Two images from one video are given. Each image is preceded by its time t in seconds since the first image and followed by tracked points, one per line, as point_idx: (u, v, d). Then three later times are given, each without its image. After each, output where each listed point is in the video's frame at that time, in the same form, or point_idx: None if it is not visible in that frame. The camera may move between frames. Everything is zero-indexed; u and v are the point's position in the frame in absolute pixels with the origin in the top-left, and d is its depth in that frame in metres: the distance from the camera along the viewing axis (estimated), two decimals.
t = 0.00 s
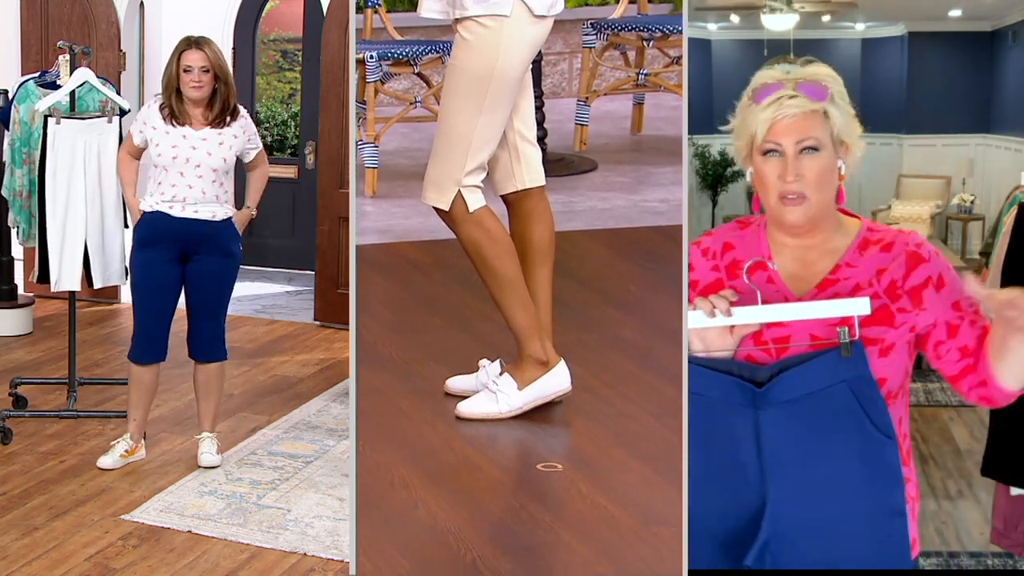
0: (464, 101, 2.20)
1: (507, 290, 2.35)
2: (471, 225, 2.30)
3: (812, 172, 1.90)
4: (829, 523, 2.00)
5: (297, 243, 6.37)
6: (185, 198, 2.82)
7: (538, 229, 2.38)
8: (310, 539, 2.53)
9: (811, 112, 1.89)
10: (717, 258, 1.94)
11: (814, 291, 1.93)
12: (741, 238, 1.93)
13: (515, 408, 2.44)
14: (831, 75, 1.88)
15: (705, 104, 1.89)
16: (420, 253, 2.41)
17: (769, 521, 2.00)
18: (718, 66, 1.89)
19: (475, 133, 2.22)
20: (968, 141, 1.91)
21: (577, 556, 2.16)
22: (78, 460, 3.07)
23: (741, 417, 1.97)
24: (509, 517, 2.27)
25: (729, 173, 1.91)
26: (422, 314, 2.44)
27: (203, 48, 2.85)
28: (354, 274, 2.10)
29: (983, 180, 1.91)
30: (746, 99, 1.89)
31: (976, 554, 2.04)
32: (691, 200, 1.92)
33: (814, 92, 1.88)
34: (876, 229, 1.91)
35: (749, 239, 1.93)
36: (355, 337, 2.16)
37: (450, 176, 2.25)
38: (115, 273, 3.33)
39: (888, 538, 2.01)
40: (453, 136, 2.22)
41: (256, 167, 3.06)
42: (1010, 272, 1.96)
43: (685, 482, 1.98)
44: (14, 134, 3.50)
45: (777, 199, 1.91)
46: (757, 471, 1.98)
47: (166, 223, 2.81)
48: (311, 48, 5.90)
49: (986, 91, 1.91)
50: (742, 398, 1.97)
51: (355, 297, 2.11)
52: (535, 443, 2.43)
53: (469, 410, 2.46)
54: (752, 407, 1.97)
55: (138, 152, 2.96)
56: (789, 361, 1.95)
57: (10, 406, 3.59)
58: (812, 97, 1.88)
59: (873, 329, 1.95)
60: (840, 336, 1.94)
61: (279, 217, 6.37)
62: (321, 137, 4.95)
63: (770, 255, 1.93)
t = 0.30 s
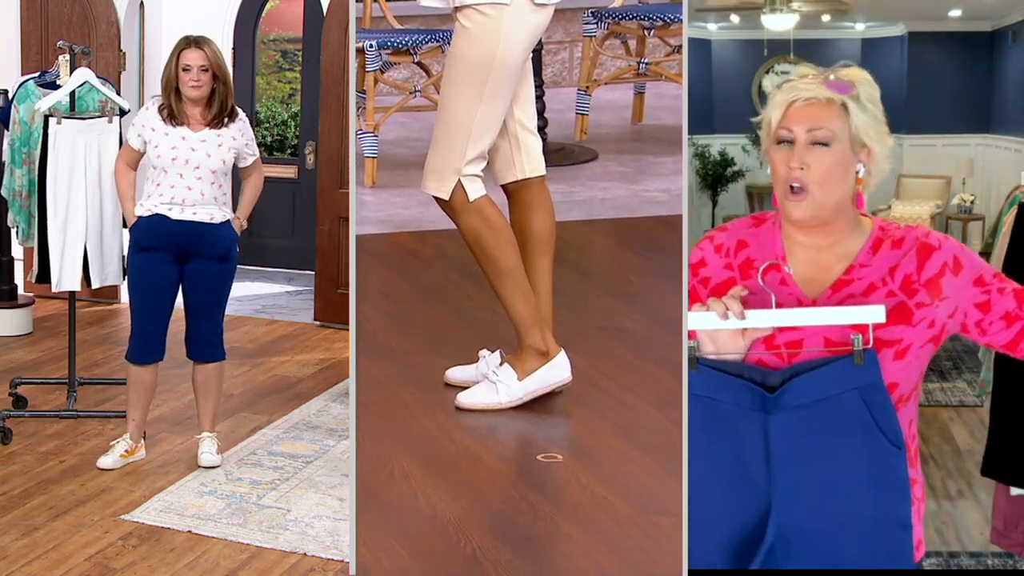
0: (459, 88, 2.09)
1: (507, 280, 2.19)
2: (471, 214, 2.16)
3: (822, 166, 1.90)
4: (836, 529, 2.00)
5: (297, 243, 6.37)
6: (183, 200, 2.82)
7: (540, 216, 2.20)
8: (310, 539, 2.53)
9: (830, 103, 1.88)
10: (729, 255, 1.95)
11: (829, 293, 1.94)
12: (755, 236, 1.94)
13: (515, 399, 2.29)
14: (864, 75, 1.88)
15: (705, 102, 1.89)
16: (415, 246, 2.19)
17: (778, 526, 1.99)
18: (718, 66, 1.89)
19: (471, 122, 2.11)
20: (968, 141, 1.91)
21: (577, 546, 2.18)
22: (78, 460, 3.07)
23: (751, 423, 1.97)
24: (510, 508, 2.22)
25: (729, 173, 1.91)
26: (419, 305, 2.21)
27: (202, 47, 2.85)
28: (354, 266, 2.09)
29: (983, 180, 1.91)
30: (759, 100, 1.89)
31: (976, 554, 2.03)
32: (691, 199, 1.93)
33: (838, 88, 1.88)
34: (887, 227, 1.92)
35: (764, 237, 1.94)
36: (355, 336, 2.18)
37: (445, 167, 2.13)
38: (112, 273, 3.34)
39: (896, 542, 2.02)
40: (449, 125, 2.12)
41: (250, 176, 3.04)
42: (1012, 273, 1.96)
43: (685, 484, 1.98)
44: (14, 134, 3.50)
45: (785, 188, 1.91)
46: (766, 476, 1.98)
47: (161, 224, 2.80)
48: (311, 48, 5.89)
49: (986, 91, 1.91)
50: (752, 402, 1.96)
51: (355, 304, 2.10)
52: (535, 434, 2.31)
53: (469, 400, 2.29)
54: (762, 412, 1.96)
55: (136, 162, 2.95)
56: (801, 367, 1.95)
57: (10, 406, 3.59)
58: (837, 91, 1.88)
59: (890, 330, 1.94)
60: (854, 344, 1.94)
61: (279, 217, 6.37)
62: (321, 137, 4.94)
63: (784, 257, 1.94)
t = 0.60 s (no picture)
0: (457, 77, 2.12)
1: (507, 269, 2.14)
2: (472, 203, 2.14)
3: (840, 190, 1.93)
4: (843, 543, 2.01)
5: (298, 243, 6.38)
6: (188, 203, 2.81)
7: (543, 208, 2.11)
8: (311, 540, 2.53)
9: (847, 126, 1.92)
10: (736, 260, 1.99)
11: (834, 306, 1.97)
12: (761, 241, 1.97)
13: (517, 390, 2.17)
14: (874, 88, 1.91)
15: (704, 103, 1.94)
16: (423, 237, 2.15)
17: (782, 538, 2.02)
18: (719, 66, 1.93)
19: (469, 108, 2.12)
20: (968, 141, 1.91)
21: (580, 540, 2.14)
22: (78, 460, 3.07)
23: (753, 433, 2.00)
24: (513, 498, 2.17)
25: (729, 173, 1.95)
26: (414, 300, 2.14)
27: (208, 51, 2.85)
28: (356, 267, 2.14)
29: (983, 180, 1.91)
30: (758, 100, 1.93)
31: (976, 554, 2.04)
32: (691, 199, 1.98)
33: (853, 105, 1.91)
34: (899, 242, 1.93)
35: (770, 244, 1.97)
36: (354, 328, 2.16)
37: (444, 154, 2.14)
38: (116, 273, 3.35)
39: (899, 552, 2.02)
40: (447, 113, 2.13)
41: (254, 179, 3.04)
42: (1011, 273, 1.95)
43: (684, 483, 2.05)
44: (14, 134, 3.49)
45: (802, 214, 1.95)
46: (769, 488, 2.01)
47: (166, 228, 2.80)
48: (311, 48, 5.89)
49: (987, 91, 1.90)
50: (754, 413, 2.00)
51: (355, 301, 2.14)
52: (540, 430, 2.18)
53: (469, 391, 2.17)
54: (764, 423, 2.00)
55: (143, 169, 2.95)
56: (803, 378, 1.99)
57: (10, 406, 3.58)
58: (852, 111, 1.91)
59: (892, 345, 1.96)
60: (856, 356, 1.96)
61: (279, 217, 6.38)
62: (321, 137, 4.95)
63: (789, 266, 1.97)
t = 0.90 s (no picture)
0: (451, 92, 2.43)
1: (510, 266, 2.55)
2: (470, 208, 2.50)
3: (844, 177, 1.92)
4: (811, 527, 2.03)
5: (297, 243, 6.38)
6: (193, 203, 2.81)
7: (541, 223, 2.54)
8: (310, 540, 2.53)
9: (852, 116, 1.90)
10: (731, 255, 1.97)
11: (813, 305, 1.95)
12: (757, 236, 1.96)
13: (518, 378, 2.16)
14: (870, 87, 1.89)
15: (705, 104, 1.91)
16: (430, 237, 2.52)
17: (751, 521, 2.04)
18: (718, 66, 1.91)
19: (465, 124, 2.46)
20: (968, 141, 1.91)
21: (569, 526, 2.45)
22: (78, 460, 3.07)
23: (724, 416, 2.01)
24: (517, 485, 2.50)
25: (729, 173, 1.93)
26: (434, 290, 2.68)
27: (211, 52, 2.83)
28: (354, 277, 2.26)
29: (983, 180, 1.91)
30: (759, 101, 1.91)
31: (976, 555, 2.02)
32: (691, 200, 1.95)
33: (856, 98, 1.89)
34: (891, 252, 1.92)
35: (765, 239, 1.96)
36: (354, 330, 2.35)
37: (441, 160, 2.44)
38: (118, 272, 3.36)
39: (873, 545, 2.03)
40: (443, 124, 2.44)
41: (261, 179, 3.05)
42: (1012, 270, 1.94)
43: (684, 475, 2.04)
44: (14, 134, 3.48)
45: (806, 200, 1.93)
46: (740, 470, 2.02)
47: (172, 228, 2.80)
48: (311, 48, 5.89)
49: (987, 91, 1.90)
50: (727, 397, 2.01)
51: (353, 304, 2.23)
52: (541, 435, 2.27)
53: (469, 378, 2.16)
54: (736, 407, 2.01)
55: (150, 172, 2.95)
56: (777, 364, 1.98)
57: (10, 406, 3.58)
58: (854, 100, 1.89)
59: (857, 347, 1.94)
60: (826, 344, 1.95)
61: (279, 217, 6.38)
62: (321, 137, 4.95)
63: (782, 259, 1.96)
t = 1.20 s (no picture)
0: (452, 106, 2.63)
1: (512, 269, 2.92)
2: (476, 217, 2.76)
3: (840, 164, 1.89)
4: (781, 513, 2.01)
5: (297, 242, 6.39)
6: (197, 203, 2.82)
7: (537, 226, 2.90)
8: (310, 540, 2.53)
9: (856, 109, 1.87)
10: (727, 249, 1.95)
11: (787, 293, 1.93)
12: (753, 231, 1.94)
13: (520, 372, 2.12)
14: (873, 90, 1.87)
15: (705, 103, 1.91)
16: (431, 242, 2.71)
17: (720, 500, 2.05)
18: (718, 66, 1.91)
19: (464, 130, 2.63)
20: (968, 141, 1.91)
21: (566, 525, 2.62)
22: (78, 460, 3.07)
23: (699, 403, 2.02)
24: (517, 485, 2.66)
25: (729, 173, 1.92)
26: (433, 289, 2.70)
27: (214, 52, 2.82)
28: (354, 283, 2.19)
29: (983, 180, 1.90)
30: (758, 99, 1.90)
31: (976, 554, 2.04)
32: (691, 200, 1.94)
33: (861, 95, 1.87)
34: (866, 245, 1.90)
35: (760, 234, 1.93)
36: (354, 329, 2.25)
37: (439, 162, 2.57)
38: (117, 273, 3.36)
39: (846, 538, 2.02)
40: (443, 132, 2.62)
41: (264, 181, 3.02)
42: (1011, 269, 1.96)
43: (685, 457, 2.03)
44: (15, 134, 3.48)
45: (797, 181, 1.90)
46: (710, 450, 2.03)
47: (175, 228, 2.81)
48: (311, 48, 5.89)
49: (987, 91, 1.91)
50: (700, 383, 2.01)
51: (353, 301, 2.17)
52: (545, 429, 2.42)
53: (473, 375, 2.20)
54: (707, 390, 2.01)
55: (155, 174, 2.96)
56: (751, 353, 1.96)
57: (10, 406, 3.58)
58: (859, 96, 1.87)
59: (816, 332, 1.93)
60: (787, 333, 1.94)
61: (279, 217, 6.38)
62: (321, 137, 4.95)
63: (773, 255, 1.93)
